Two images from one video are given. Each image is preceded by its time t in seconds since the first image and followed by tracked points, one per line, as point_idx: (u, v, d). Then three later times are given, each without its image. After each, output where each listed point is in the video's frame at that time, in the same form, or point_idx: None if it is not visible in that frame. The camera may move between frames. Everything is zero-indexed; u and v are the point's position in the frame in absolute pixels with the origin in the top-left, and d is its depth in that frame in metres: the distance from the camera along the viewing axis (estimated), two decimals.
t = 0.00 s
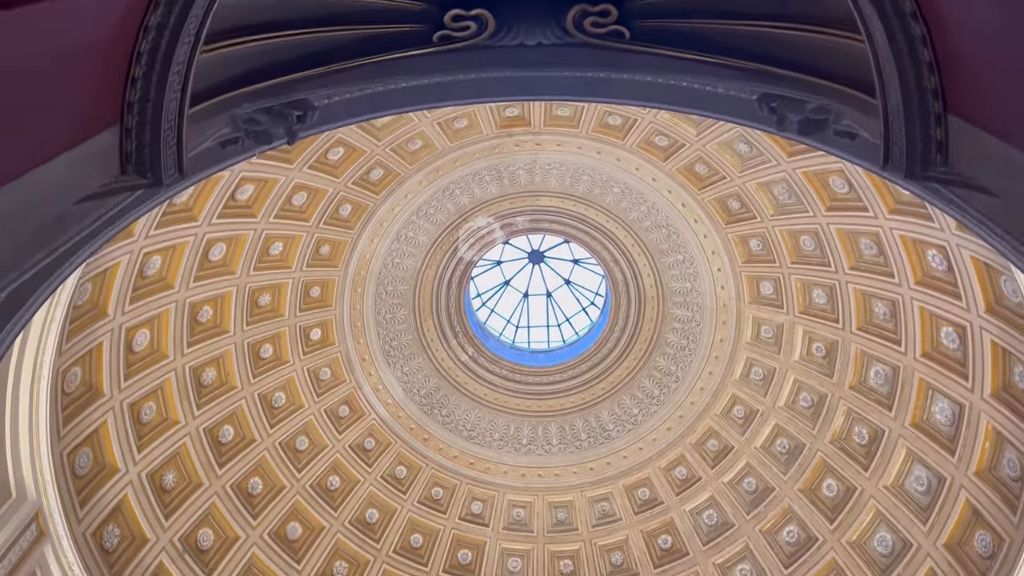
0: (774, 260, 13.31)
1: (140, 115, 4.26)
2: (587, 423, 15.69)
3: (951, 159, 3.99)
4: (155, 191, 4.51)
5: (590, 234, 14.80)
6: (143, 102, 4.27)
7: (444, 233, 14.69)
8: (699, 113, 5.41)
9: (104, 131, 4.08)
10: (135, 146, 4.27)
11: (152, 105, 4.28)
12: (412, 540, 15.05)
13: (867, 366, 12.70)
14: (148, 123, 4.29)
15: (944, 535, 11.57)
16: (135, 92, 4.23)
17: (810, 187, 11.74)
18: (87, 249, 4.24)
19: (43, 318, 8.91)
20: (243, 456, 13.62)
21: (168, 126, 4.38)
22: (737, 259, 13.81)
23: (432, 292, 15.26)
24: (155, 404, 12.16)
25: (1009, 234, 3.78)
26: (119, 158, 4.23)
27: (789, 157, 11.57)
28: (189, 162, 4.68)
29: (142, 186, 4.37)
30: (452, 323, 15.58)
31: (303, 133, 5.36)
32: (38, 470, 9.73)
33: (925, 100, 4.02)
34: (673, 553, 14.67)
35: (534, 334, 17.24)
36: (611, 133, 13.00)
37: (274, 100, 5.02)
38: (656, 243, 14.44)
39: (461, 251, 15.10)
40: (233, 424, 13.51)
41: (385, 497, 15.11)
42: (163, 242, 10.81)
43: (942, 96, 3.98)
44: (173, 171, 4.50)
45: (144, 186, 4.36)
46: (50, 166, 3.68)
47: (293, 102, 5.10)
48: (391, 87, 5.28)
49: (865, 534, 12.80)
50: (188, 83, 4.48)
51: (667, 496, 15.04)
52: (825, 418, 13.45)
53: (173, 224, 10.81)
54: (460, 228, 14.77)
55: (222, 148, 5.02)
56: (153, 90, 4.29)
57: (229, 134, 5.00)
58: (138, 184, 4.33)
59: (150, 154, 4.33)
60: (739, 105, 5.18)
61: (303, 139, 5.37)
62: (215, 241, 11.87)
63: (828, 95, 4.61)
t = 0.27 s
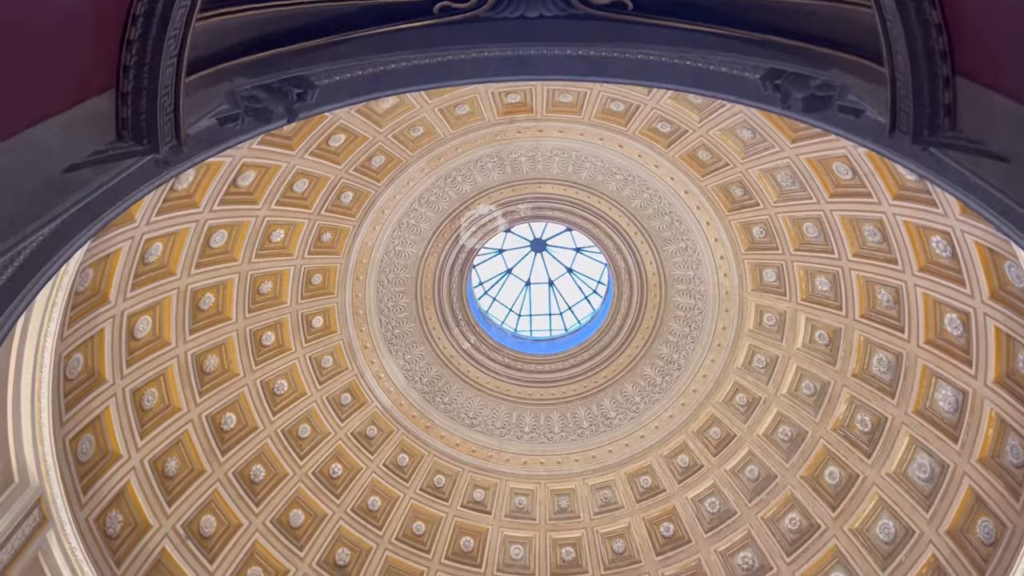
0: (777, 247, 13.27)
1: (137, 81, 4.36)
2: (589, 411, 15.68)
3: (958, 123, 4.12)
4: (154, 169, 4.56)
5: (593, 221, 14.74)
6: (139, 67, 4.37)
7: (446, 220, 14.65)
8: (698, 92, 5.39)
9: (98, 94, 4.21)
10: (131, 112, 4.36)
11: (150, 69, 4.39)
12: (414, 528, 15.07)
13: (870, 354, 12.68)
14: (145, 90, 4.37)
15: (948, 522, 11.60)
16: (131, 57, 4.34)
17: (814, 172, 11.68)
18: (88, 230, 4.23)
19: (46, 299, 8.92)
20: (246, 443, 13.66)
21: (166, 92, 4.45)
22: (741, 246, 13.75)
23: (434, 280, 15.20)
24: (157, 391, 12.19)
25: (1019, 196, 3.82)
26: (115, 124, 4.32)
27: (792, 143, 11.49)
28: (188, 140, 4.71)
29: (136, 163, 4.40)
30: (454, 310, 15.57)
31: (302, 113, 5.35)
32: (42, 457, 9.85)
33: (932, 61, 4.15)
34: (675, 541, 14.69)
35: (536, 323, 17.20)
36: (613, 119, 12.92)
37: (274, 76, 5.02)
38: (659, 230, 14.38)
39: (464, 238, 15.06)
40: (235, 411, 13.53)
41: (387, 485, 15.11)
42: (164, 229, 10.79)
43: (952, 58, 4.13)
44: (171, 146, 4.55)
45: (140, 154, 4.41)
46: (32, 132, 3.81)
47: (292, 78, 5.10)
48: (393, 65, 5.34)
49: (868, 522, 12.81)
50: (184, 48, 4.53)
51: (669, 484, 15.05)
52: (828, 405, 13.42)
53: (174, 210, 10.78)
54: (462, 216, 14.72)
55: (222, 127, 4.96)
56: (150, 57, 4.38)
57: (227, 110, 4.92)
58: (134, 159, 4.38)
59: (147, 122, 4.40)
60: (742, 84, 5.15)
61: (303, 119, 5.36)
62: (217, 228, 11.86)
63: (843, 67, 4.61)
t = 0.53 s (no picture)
0: (778, 226, 13.27)
1: (133, 37, 4.13)
2: (589, 391, 15.67)
3: (970, 81, 3.91)
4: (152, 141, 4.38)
5: (595, 200, 14.60)
6: (134, 23, 4.14)
7: (446, 200, 14.55)
8: (707, 68, 5.03)
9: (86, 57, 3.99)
10: (128, 70, 4.13)
11: (145, 25, 4.15)
12: (415, 508, 15.14)
13: (871, 333, 12.85)
14: (142, 46, 4.13)
15: (948, 500, 11.89)
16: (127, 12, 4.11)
17: (818, 152, 11.76)
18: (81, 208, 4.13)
19: (46, 274, 9.06)
20: (247, 423, 13.84)
21: (163, 51, 4.18)
22: (743, 226, 13.70)
23: (434, 260, 15.14)
24: (158, 370, 12.48)
25: (1020, 153, 3.74)
26: (111, 84, 4.10)
27: (795, 121, 11.54)
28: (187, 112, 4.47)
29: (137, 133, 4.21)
30: (454, 291, 15.50)
31: (302, 84, 4.95)
32: (42, 434, 10.14)
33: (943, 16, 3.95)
34: (676, 520, 14.79)
35: (537, 304, 17.10)
36: (616, 97, 12.81)
37: (270, 44, 4.62)
38: (660, 210, 14.27)
39: (464, 218, 14.96)
40: (236, 391, 13.72)
41: (389, 465, 15.16)
42: (164, 207, 10.98)
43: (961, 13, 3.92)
44: (169, 122, 4.36)
45: (137, 115, 4.18)
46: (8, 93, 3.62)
47: (291, 46, 4.68)
48: (391, 36, 4.91)
49: (868, 501, 13.07)
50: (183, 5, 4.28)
51: (669, 464, 15.06)
52: (829, 385, 13.54)
53: (174, 188, 10.98)
54: (462, 196, 14.62)
55: (221, 98, 4.65)
56: (146, 12, 4.14)
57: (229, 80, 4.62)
58: (132, 134, 4.20)
59: (144, 81, 4.16)
60: (747, 57, 4.83)
61: (302, 92, 4.96)
62: (216, 208, 12.05)
63: (853, 30, 4.36)
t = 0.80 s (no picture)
0: (780, 204, 13.23)
1: None
2: (590, 369, 15.68)
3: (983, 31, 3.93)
4: (153, 111, 4.35)
5: (597, 178, 14.48)
6: None
7: (446, 178, 14.46)
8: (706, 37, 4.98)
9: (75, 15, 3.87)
10: (128, 25, 4.01)
11: None
12: (416, 485, 15.21)
13: (872, 311, 12.88)
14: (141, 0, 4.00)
15: (947, 477, 11.94)
16: None
17: (820, 129, 11.70)
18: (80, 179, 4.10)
19: (47, 245, 9.09)
20: (248, 401, 13.90)
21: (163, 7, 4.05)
22: (744, 203, 13.64)
23: (435, 238, 15.08)
24: (158, 347, 12.56)
25: None
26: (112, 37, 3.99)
27: (797, 97, 11.44)
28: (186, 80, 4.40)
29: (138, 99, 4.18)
30: (454, 269, 15.43)
31: (303, 53, 4.74)
32: (43, 412, 10.21)
33: None
34: (676, 497, 14.86)
35: (538, 283, 17.05)
36: (617, 73, 12.69)
37: (269, 8, 4.43)
38: (661, 188, 14.17)
39: (464, 196, 14.85)
40: (237, 369, 13.77)
41: (390, 443, 15.20)
42: (164, 182, 10.97)
43: None
44: (169, 91, 4.31)
45: (140, 72, 4.09)
46: None
47: (291, 12, 4.48)
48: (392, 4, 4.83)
49: (867, 477, 13.14)
50: None
51: (670, 442, 15.10)
52: (830, 362, 13.60)
53: (173, 164, 10.97)
54: (462, 174, 14.53)
55: (221, 65, 4.49)
56: None
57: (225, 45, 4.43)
58: (132, 104, 4.17)
59: (145, 35, 4.05)
60: (748, 27, 4.77)
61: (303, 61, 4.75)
62: (216, 184, 12.03)
63: None
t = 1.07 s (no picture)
0: (781, 175, 13.14)
1: None
2: (589, 343, 15.65)
3: None
4: (149, 76, 4.66)
5: (597, 150, 14.39)
6: None
7: (444, 150, 14.34)
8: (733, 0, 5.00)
9: None
10: None
11: None
12: (416, 458, 15.25)
13: (872, 283, 12.87)
14: None
15: (945, 448, 12.03)
16: None
17: (820, 97, 11.58)
18: (87, 137, 4.44)
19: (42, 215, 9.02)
20: (247, 374, 13.91)
21: None
22: (745, 176, 13.55)
23: (433, 212, 14.99)
24: (157, 320, 12.55)
25: None
26: None
27: (799, 67, 11.31)
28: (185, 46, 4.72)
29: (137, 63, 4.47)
30: (453, 242, 15.36)
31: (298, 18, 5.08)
32: (43, 386, 10.22)
33: None
34: (674, 469, 14.93)
35: (537, 258, 16.95)
36: (617, 43, 12.53)
37: None
38: (661, 159, 14.05)
39: (462, 168, 14.75)
40: (236, 342, 13.77)
41: (390, 416, 15.20)
42: (161, 152, 10.89)
43: None
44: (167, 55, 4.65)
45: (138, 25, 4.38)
46: None
47: None
48: None
49: (865, 449, 13.20)
50: None
51: (668, 414, 15.12)
52: (829, 335, 13.61)
53: (169, 135, 10.87)
54: (461, 146, 14.41)
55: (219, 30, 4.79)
56: None
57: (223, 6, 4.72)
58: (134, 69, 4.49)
59: None
60: None
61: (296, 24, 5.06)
62: (214, 155, 11.97)
63: None
